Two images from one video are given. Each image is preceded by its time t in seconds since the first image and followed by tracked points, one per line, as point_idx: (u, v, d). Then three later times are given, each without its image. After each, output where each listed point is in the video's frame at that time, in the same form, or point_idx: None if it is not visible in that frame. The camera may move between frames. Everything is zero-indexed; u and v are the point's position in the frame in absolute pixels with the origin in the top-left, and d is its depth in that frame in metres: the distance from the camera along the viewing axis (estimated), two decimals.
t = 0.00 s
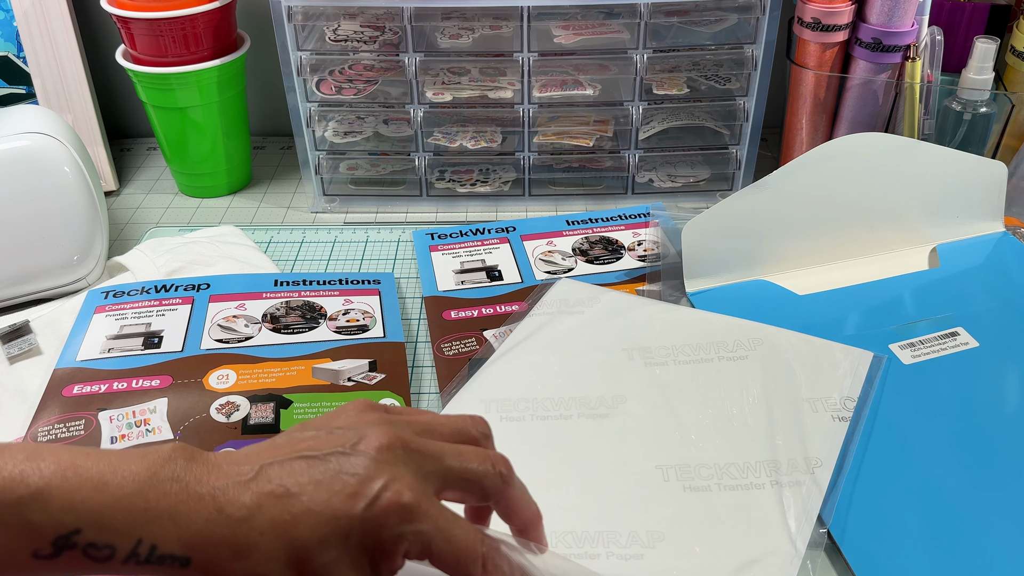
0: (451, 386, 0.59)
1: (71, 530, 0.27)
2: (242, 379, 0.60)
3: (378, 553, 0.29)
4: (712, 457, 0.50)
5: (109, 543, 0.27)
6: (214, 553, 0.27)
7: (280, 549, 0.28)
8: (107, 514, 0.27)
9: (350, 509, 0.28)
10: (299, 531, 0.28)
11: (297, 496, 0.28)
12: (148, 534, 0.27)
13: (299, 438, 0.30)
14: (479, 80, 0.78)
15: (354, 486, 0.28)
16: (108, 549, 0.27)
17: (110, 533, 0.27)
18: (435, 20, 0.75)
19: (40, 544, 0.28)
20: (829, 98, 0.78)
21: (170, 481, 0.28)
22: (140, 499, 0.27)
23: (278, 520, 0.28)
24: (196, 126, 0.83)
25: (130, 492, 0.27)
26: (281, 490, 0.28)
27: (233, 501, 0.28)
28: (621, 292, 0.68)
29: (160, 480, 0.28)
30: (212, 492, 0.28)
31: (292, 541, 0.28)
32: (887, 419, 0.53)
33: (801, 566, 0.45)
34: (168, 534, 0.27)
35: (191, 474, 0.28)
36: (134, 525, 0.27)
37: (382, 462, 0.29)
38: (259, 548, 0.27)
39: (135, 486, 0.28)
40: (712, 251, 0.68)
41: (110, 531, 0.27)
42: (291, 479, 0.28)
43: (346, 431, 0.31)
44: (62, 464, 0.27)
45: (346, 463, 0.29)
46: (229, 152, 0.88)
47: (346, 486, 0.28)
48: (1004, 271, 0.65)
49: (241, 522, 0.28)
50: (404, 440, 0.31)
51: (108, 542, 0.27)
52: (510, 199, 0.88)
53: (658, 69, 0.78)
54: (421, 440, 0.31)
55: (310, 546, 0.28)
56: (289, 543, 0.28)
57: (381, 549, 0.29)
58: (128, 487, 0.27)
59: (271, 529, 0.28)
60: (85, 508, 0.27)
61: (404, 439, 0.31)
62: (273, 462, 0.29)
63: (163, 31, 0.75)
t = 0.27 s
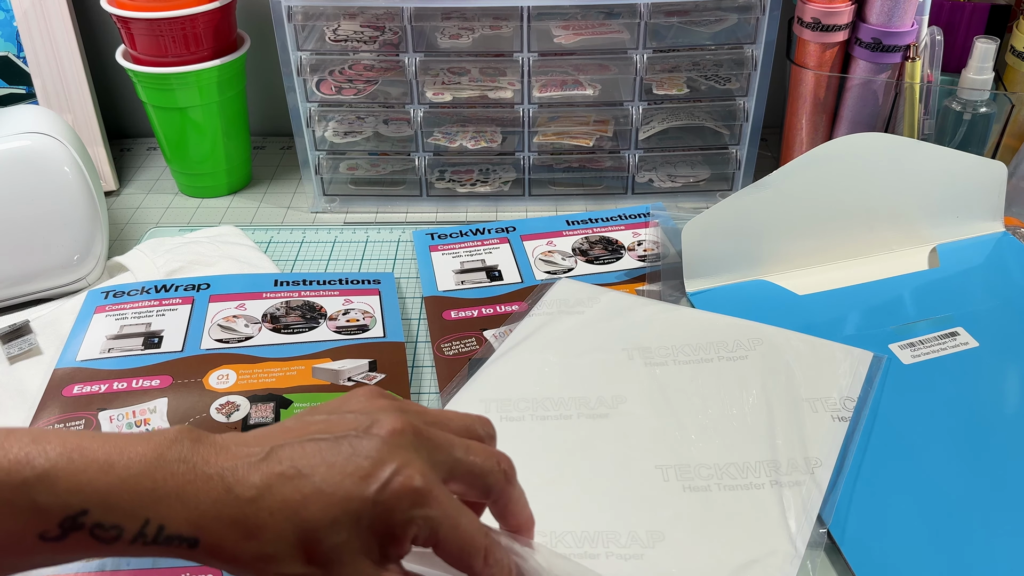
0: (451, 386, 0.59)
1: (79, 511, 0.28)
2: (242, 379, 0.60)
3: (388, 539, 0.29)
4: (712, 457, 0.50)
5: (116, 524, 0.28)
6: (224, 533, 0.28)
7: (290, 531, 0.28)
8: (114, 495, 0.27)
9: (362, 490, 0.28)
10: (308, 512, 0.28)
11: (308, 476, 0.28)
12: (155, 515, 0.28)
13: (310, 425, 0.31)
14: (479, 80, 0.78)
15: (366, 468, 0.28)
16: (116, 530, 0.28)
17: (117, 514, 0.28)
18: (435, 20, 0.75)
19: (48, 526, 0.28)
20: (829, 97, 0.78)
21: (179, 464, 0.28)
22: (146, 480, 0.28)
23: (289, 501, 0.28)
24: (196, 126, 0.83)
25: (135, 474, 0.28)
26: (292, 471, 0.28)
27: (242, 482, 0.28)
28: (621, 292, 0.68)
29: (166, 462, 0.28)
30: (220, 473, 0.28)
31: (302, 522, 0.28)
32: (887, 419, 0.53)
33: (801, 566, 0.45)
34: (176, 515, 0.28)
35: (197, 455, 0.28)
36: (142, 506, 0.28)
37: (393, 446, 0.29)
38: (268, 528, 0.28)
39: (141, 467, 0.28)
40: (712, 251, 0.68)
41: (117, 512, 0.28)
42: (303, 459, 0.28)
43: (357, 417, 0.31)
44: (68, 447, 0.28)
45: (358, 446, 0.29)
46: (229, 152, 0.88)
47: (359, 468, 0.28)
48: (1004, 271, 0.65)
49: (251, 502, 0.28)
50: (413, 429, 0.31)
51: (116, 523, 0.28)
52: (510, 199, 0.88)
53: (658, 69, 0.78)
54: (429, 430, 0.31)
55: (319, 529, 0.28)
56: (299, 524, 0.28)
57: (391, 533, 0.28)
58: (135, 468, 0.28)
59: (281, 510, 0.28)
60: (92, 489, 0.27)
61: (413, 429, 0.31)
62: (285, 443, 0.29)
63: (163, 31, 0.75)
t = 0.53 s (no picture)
0: (450, 387, 0.59)
1: (76, 496, 0.27)
2: (241, 379, 0.60)
3: (390, 533, 0.29)
4: (713, 457, 0.50)
5: (114, 509, 0.28)
6: (226, 522, 0.27)
7: (293, 518, 0.27)
8: (111, 479, 0.27)
9: (367, 482, 0.28)
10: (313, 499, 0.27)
11: (313, 465, 0.28)
12: (153, 499, 0.28)
13: (314, 419, 0.31)
14: (479, 80, 0.78)
15: (372, 459, 0.28)
16: (113, 515, 0.28)
17: (116, 499, 0.28)
18: (435, 20, 0.75)
19: (44, 512, 0.28)
20: (829, 98, 0.78)
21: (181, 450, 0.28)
22: (145, 464, 0.28)
23: (293, 490, 0.28)
24: (196, 126, 0.83)
25: (134, 459, 0.28)
26: (296, 460, 0.28)
27: (245, 470, 0.28)
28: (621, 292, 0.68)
29: (165, 447, 0.28)
30: (222, 458, 0.28)
31: (305, 513, 0.27)
32: (887, 419, 0.53)
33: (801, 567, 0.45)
34: (174, 499, 0.28)
35: (197, 442, 0.28)
36: (140, 490, 0.28)
37: (398, 442, 0.29)
38: (270, 514, 0.27)
39: (140, 452, 0.28)
40: (713, 250, 0.68)
41: (116, 497, 0.28)
42: (308, 449, 0.28)
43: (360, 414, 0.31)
44: (65, 433, 0.28)
45: (361, 440, 0.29)
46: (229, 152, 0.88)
47: (365, 459, 0.28)
48: (1005, 270, 0.65)
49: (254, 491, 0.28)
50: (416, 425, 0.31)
51: (113, 508, 0.28)
52: (510, 199, 0.88)
53: (658, 69, 0.78)
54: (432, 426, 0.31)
55: (323, 519, 0.27)
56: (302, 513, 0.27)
57: (396, 525, 0.28)
58: (133, 453, 0.28)
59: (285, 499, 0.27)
60: (90, 475, 0.27)
61: (416, 424, 0.31)
62: (290, 433, 0.29)
63: (163, 30, 0.75)
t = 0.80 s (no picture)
0: (451, 386, 0.59)
1: (75, 506, 0.27)
2: (242, 379, 0.60)
3: (389, 537, 0.29)
4: (713, 456, 0.50)
5: (113, 519, 0.28)
6: (224, 525, 0.27)
7: (291, 524, 0.27)
8: (110, 489, 0.27)
9: (365, 488, 0.28)
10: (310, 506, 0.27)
11: (310, 472, 0.28)
12: (152, 509, 0.27)
13: (311, 426, 0.31)
14: (479, 80, 0.78)
15: (370, 466, 0.28)
16: (112, 525, 0.28)
17: (115, 508, 0.27)
18: (435, 20, 0.75)
19: (44, 522, 0.28)
20: (829, 97, 0.78)
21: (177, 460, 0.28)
22: (144, 474, 0.28)
23: (290, 496, 0.28)
24: (196, 126, 0.83)
25: (132, 468, 0.28)
26: (293, 467, 0.28)
27: (242, 479, 0.28)
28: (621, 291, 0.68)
29: (165, 457, 0.28)
30: (220, 468, 0.28)
31: (303, 518, 0.27)
32: (887, 419, 0.53)
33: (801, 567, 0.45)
34: (174, 508, 0.27)
35: (196, 450, 0.28)
36: (139, 500, 0.27)
37: (395, 446, 0.29)
38: (270, 522, 0.27)
39: (139, 461, 0.28)
40: (712, 251, 0.68)
41: (115, 506, 0.27)
42: (305, 456, 0.28)
43: (356, 421, 0.31)
44: (64, 443, 0.27)
45: (360, 444, 0.29)
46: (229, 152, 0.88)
47: (362, 466, 0.28)
48: (1004, 270, 0.65)
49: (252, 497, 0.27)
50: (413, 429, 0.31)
51: (112, 518, 0.28)
52: (510, 199, 0.88)
53: (658, 69, 0.78)
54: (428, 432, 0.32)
55: (321, 523, 0.27)
56: (300, 520, 0.27)
57: (394, 529, 0.28)
58: (133, 462, 0.28)
59: (282, 506, 0.27)
60: (89, 484, 0.27)
61: (414, 429, 0.31)
62: (286, 441, 0.29)
63: (163, 31, 0.75)
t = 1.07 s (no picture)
0: (450, 387, 0.59)
1: (74, 496, 0.27)
2: (241, 379, 0.60)
3: (389, 535, 0.29)
4: (713, 456, 0.50)
5: (112, 509, 0.28)
6: (224, 524, 0.27)
7: (292, 522, 0.27)
8: (108, 478, 0.27)
9: (367, 481, 0.28)
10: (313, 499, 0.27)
11: (313, 464, 0.28)
12: (151, 498, 0.27)
13: (315, 418, 0.31)
14: (479, 80, 0.78)
15: (373, 459, 0.28)
16: (111, 515, 0.28)
17: (114, 498, 0.28)
18: (435, 21, 0.75)
19: (43, 513, 0.28)
20: (829, 97, 0.78)
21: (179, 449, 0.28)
22: (143, 463, 0.28)
23: (293, 489, 0.28)
24: (196, 126, 0.83)
25: (132, 458, 0.28)
26: (297, 459, 0.28)
27: (245, 470, 0.28)
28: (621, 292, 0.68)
29: (164, 447, 0.28)
30: (221, 458, 0.28)
31: (304, 516, 0.27)
32: (887, 419, 0.53)
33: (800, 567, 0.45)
34: (173, 497, 0.27)
35: (196, 442, 0.28)
36: (139, 489, 0.27)
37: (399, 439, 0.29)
38: (271, 513, 0.27)
39: (139, 451, 0.28)
40: (712, 251, 0.68)
41: (116, 496, 0.28)
42: (307, 448, 0.28)
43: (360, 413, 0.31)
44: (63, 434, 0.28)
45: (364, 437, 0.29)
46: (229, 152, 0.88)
47: (364, 460, 0.28)
48: (1004, 270, 0.65)
49: (253, 493, 0.27)
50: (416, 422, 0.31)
51: (111, 508, 0.28)
52: (510, 199, 0.88)
53: (658, 69, 0.78)
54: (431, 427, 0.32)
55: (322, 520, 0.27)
56: (302, 514, 0.27)
57: (394, 526, 0.28)
58: (132, 452, 0.28)
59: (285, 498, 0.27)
60: (88, 474, 0.27)
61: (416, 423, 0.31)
62: (289, 433, 0.29)
63: (163, 31, 0.75)
